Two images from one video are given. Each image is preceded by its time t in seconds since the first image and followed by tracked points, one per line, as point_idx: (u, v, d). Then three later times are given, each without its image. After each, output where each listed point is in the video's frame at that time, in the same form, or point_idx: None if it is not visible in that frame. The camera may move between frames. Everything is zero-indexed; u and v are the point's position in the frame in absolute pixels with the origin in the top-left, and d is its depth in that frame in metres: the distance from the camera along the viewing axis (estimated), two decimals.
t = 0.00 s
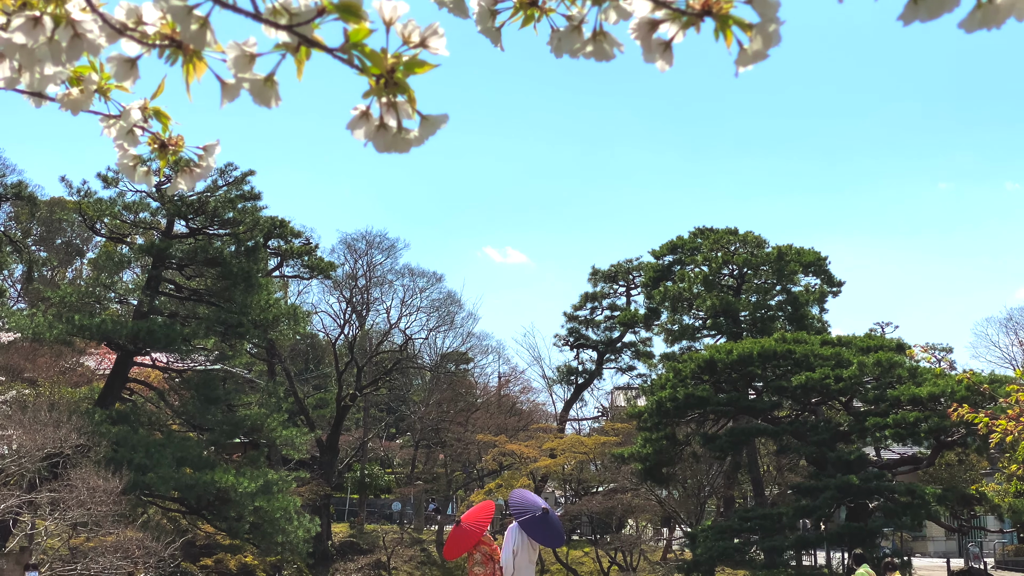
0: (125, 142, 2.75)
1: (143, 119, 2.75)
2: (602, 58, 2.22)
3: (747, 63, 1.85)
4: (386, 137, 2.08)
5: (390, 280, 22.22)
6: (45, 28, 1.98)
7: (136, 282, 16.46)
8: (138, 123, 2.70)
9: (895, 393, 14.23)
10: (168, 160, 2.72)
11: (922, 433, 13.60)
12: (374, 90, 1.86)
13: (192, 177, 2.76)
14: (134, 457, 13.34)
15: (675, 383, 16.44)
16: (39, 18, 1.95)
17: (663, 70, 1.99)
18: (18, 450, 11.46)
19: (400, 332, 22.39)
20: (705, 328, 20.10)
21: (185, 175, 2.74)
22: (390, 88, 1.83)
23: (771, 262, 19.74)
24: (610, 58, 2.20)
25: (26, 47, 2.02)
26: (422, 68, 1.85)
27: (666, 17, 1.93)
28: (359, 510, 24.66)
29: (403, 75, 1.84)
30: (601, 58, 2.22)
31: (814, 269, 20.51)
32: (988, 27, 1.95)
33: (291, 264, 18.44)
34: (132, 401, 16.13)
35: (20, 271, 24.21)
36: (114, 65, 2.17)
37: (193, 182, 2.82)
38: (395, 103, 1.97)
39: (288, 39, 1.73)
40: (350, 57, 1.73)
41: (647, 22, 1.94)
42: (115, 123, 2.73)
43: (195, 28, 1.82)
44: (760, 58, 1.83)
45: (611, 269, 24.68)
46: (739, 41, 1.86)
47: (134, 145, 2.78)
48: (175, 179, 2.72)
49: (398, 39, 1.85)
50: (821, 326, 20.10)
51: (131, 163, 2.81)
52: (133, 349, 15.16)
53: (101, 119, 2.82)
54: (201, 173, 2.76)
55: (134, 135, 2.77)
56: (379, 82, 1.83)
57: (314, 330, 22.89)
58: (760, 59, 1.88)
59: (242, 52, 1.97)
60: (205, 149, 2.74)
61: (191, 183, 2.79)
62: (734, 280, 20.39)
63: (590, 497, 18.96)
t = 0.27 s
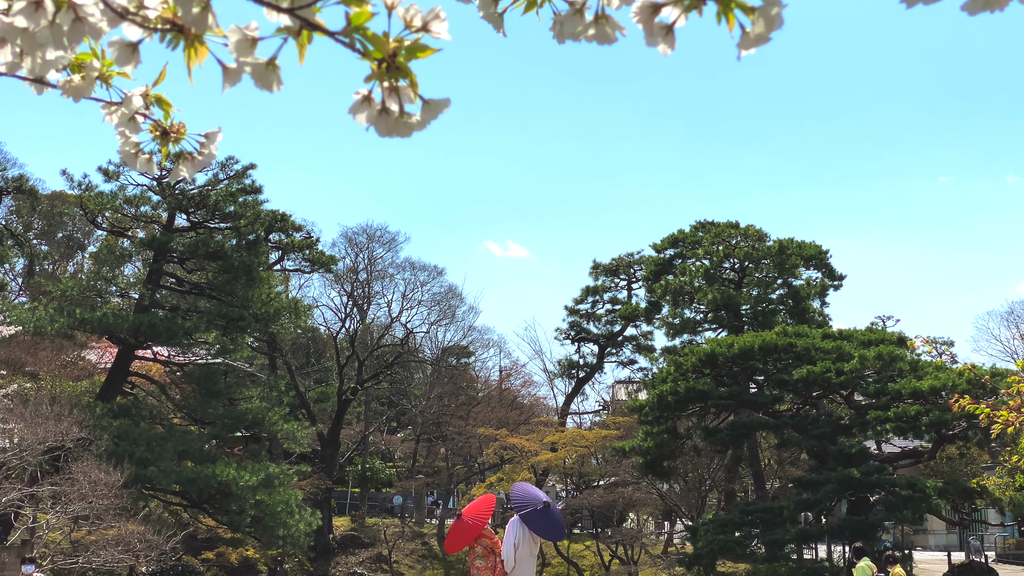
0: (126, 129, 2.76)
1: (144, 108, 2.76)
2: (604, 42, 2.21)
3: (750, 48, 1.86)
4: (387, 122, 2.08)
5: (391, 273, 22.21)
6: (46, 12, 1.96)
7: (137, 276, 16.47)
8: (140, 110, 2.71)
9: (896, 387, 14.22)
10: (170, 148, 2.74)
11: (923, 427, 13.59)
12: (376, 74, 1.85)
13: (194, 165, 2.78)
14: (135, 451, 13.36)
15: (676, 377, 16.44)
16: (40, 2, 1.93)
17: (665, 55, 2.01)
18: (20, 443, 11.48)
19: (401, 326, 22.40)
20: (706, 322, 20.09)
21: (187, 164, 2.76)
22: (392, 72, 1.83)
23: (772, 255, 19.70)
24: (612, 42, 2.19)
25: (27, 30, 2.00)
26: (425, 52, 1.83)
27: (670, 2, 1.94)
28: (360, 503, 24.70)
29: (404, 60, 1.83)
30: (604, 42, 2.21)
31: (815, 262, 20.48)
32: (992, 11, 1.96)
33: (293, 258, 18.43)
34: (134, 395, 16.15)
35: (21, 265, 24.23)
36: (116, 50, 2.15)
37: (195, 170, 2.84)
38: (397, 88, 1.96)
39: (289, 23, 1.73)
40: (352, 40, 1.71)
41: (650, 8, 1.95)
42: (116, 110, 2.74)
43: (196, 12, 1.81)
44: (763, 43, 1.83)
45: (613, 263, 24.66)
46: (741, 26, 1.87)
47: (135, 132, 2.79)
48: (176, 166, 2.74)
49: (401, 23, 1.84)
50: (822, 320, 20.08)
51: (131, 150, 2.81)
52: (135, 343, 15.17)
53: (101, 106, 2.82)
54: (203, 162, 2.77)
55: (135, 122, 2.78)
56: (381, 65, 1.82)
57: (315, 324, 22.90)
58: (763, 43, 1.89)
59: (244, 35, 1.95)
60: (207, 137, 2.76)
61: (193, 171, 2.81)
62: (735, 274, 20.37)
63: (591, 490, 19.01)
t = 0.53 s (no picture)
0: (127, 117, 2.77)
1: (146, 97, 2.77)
2: (607, 25, 2.21)
3: (754, 30, 1.94)
4: (390, 106, 2.11)
5: (392, 267, 22.20)
6: None
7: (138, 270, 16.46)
8: (141, 98, 2.71)
9: (897, 380, 14.22)
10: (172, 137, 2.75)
11: (925, 420, 13.60)
12: (379, 58, 1.87)
13: (197, 154, 2.80)
14: (137, 444, 13.38)
15: (678, 370, 16.43)
16: None
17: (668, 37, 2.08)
18: (22, 436, 11.51)
19: (403, 320, 22.41)
20: (708, 315, 20.08)
21: (190, 153, 2.77)
22: (394, 56, 1.85)
23: (774, 249, 19.66)
24: (615, 25, 2.20)
25: (29, 14, 2.01)
26: (426, 35, 1.85)
27: None
28: (362, 496, 24.74)
29: (406, 44, 1.84)
30: (607, 25, 2.21)
31: (816, 256, 20.45)
32: None
33: (294, 252, 18.43)
34: (135, 388, 16.17)
35: (23, 258, 24.24)
36: (118, 34, 2.16)
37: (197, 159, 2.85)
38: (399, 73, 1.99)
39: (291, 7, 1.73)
40: (354, 24, 1.72)
41: None
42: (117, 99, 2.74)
43: None
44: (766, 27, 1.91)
45: (614, 256, 24.63)
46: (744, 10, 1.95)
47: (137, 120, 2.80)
48: (179, 155, 2.75)
49: (404, 8, 1.86)
50: (824, 314, 20.07)
51: (133, 138, 2.81)
52: (136, 337, 15.19)
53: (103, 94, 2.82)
54: (206, 150, 2.79)
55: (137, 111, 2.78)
56: (383, 49, 1.84)
57: (316, 317, 22.92)
58: (765, 25, 1.97)
59: (246, 19, 1.95)
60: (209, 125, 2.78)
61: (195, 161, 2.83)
62: (736, 267, 20.35)
63: (592, 483, 19.03)
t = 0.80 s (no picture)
0: (128, 104, 2.76)
1: (147, 82, 2.76)
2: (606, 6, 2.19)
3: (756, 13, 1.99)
4: (392, 90, 2.17)
5: (394, 260, 22.19)
6: None
7: (140, 263, 16.46)
8: (144, 84, 2.71)
9: (899, 372, 14.23)
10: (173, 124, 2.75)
11: (926, 413, 13.61)
12: (381, 42, 1.89)
13: (198, 141, 2.80)
14: (139, 438, 13.40)
15: (679, 363, 16.42)
16: None
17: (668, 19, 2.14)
18: (25, 429, 11.53)
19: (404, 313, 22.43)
20: (709, 308, 20.07)
21: (191, 139, 2.78)
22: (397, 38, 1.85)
23: (775, 242, 19.63)
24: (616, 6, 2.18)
25: None
26: (426, 18, 1.85)
27: None
28: (364, 489, 24.80)
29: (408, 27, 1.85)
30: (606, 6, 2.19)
31: (818, 249, 20.41)
32: None
33: (296, 245, 18.43)
34: (137, 381, 16.19)
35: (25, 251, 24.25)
36: (121, 17, 2.15)
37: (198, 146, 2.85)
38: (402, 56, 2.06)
39: None
40: (360, 7, 1.76)
41: None
42: (118, 84, 2.74)
43: None
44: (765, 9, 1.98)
45: (615, 249, 24.62)
46: None
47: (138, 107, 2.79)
48: (180, 141, 2.75)
49: None
50: (826, 307, 20.06)
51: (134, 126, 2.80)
52: (138, 330, 15.20)
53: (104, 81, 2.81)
54: (207, 137, 2.79)
55: (138, 97, 2.78)
56: (386, 32, 1.85)
57: (318, 311, 22.94)
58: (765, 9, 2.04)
59: (248, 3, 1.94)
60: (210, 112, 2.78)
61: (196, 148, 2.82)
62: (738, 260, 20.33)
63: (594, 476, 19.07)
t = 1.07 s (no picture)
0: (131, 89, 2.77)
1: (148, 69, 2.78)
2: None
3: None
4: (393, 72, 2.27)
5: (396, 253, 22.17)
6: None
7: (142, 256, 16.47)
8: (147, 70, 2.72)
9: (901, 364, 14.23)
10: (177, 109, 2.76)
11: (928, 405, 13.62)
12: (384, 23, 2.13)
13: (200, 127, 2.80)
14: (142, 430, 13.43)
15: (681, 356, 16.40)
16: None
17: None
18: (28, 421, 11.56)
19: (406, 306, 22.42)
20: (712, 301, 20.04)
21: (194, 125, 2.78)
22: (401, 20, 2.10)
23: (777, 234, 19.59)
24: None
25: None
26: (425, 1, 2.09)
27: None
28: (366, 481, 24.84)
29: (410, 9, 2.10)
30: None
31: (820, 242, 20.36)
32: None
33: (298, 238, 18.43)
34: (140, 373, 16.21)
35: (27, 244, 24.28)
36: None
37: (200, 133, 2.86)
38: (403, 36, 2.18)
39: None
40: None
41: None
42: (121, 70, 2.75)
43: None
44: None
45: (617, 242, 24.57)
46: None
47: (141, 93, 2.80)
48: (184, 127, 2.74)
49: None
50: (828, 299, 20.04)
51: (137, 111, 2.80)
52: (141, 323, 15.21)
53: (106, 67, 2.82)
54: (209, 123, 2.80)
55: (140, 82, 2.79)
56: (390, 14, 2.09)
57: (320, 303, 22.94)
58: None
59: None
60: (213, 98, 2.80)
61: (199, 134, 2.83)
62: (740, 253, 20.29)
63: (596, 469, 19.06)
